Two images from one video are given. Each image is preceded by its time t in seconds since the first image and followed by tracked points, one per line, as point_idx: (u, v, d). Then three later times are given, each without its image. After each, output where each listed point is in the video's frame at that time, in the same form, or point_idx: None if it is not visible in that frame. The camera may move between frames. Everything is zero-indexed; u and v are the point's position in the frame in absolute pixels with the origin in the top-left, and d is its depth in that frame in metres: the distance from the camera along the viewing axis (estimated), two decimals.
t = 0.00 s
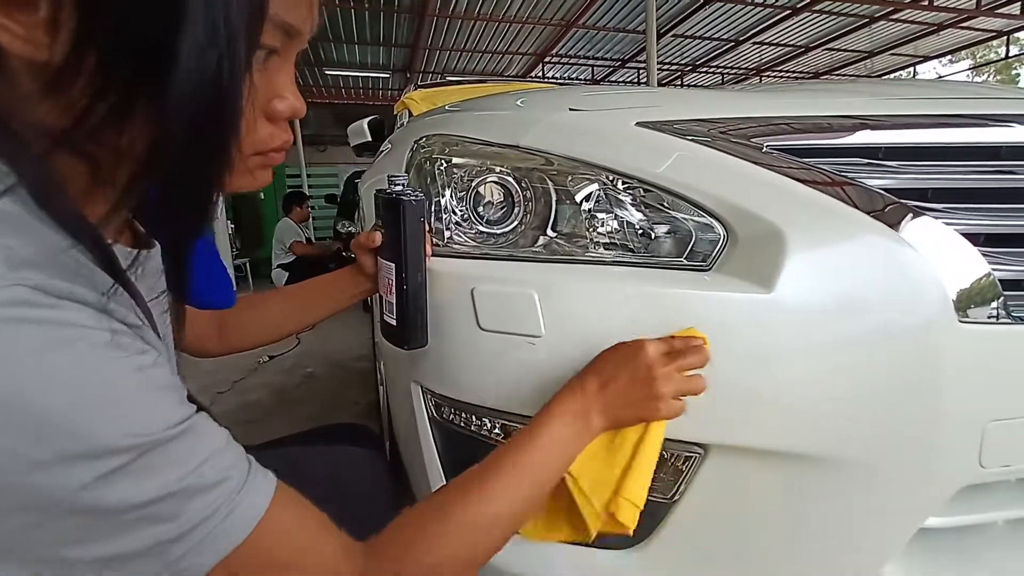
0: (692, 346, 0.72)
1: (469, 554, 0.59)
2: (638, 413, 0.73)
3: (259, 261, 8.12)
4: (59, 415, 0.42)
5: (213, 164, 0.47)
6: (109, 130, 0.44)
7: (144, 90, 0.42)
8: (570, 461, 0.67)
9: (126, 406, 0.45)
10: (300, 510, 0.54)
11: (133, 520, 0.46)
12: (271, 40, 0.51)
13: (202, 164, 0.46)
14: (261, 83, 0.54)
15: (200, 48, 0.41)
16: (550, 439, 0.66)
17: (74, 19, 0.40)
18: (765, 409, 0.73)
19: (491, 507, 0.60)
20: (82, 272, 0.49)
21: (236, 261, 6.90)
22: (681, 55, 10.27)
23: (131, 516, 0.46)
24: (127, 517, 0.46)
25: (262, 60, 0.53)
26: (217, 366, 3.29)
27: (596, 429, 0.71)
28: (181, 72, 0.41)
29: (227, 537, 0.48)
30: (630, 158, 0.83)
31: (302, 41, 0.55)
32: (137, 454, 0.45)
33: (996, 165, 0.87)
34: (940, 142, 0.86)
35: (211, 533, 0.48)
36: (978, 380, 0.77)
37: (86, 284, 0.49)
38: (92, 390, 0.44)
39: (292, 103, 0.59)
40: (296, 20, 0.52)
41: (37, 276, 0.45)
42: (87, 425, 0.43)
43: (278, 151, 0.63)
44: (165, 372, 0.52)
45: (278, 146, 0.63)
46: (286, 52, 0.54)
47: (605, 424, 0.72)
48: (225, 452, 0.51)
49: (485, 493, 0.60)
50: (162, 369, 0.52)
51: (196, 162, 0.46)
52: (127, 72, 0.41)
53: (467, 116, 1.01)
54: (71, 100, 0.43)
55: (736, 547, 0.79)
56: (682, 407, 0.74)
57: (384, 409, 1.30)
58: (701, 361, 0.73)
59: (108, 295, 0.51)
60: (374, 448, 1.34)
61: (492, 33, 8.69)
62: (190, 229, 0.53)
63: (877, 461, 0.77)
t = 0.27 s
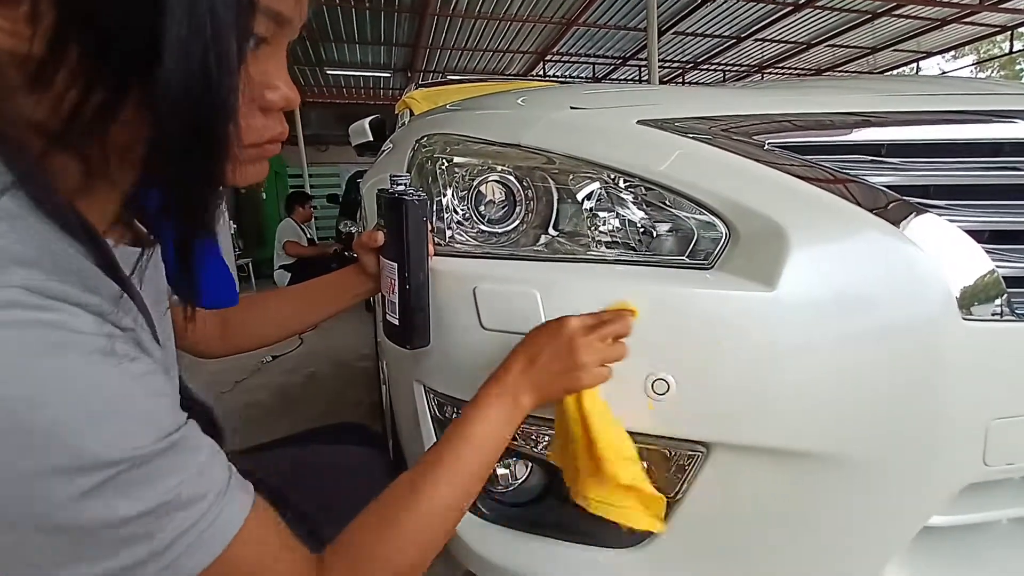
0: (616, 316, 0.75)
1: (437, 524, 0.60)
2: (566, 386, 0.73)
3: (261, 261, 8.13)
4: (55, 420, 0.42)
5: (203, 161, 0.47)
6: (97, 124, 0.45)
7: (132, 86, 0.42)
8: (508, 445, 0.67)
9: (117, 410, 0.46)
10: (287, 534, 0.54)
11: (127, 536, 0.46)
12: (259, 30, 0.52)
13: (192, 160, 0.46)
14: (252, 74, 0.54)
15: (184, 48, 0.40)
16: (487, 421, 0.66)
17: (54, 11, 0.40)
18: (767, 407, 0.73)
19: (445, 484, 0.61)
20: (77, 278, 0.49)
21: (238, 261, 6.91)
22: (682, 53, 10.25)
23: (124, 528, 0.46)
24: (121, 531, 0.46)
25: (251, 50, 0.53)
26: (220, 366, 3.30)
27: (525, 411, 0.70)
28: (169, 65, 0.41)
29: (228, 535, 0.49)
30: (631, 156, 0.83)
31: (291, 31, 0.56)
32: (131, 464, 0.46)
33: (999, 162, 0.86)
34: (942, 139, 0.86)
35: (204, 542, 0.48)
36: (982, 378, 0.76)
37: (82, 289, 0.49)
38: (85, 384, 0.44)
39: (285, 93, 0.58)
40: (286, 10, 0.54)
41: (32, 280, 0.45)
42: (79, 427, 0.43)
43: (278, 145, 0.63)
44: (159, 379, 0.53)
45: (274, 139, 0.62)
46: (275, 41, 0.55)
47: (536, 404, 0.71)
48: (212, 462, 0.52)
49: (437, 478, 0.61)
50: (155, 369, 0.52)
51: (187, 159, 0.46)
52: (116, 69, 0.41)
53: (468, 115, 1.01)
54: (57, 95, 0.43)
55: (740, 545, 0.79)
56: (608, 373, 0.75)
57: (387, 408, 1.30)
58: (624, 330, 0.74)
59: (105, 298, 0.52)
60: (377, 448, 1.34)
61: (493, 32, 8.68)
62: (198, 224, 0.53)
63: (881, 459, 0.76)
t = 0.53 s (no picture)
0: (622, 299, 0.76)
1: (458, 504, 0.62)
2: (570, 372, 0.75)
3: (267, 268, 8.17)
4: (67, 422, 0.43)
5: (206, 173, 0.48)
6: (104, 140, 0.46)
7: (137, 101, 0.43)
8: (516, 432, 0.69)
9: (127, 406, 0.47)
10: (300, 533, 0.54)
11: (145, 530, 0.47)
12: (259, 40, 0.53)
13: (197, 172, 0.47)
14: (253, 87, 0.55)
15: (188, 62, 0.41)
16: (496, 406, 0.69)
17: (60, 32, 0.41)
18: (770, 414, 0.74)
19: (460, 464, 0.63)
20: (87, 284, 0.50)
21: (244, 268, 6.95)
22: (686, 58, 10.27)
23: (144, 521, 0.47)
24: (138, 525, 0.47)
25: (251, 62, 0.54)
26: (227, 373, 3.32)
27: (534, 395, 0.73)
28: (171, 79, 0.41)
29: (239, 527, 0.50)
30: (634, 166, 0.84)
31: (292, 42, 0.57)
32: (144, 459, 0.47)
33: (1001, 170, 0.87)
34: (944, 148, 0.86)
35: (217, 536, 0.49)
36: (985, 385, 0.77)
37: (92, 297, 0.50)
38: (92, 392, 0.45)
39: (287, 104, 0.59)
40: (287, 21, 0.55)
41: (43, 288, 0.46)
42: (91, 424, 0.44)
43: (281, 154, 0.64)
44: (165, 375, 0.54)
45: (278, 149, 0.63)
46: (277, 53, 0.56)
47: (542, 389, 0.74)
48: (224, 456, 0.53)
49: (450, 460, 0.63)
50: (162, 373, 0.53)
51: (192, 171, 0.47)
52: (122, 86, 0.42)
53: (472, 125, 1.02)
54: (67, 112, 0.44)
55: (744, 552, 0.79)
56: (614, 357, 0.77)
57: (393, 415, 1.31)
58: (630, 312, 0.76)
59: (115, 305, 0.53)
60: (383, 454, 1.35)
61: (497, 39, 8.73)
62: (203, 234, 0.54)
63: (884, 466, 0.76)
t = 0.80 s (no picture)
0: (738, 308, 0.74)
1: (507, 488, 0.58)
2: (670, 368, 0.72)
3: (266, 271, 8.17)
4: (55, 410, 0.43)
5: (202, 177, 0.48)
6: (100, 145, 0.46)
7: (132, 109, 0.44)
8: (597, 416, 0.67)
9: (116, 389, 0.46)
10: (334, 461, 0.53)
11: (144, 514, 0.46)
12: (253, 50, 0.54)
13: (192, 176, 0.48)
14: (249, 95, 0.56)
15: (184, 68, 0.41)
16: (590, 383, 0.68)
17: (53, 39, 0.41)
18: (767, 418, 0.74)
19: (541, 439, 0.61)
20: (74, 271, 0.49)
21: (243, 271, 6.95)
22: (684, 63, 10.30)
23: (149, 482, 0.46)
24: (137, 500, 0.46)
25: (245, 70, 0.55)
26: (225, 376, 3.31)
27: (628, 384, 0.72)
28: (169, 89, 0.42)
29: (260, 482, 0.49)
30: (632, 171, 0.85)
31: (284, 49, 0.58)
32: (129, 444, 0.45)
33: (996, 176, 0.87)
34: (940, 153, 0.87)
35: (226, 491, 0.48)
36: (981, 389, 0.77)
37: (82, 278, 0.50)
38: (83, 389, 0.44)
39: (279, 110, 0.60)
40: (279, 28, 0.55)
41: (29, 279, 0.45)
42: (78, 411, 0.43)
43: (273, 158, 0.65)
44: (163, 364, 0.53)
45: (269, 154, 0.64)
46: (269, 61, 0.57)
47: (636, 378, 0.72)
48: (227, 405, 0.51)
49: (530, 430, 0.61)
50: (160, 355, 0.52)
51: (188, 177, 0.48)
52: (117, 95, 0.43)
53: (472, 130, 1.03)
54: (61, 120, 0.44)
55: (741, 555, 0.80)
56: (717, 365, 0.72)
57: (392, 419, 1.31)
58: (742, 323, 0.73)
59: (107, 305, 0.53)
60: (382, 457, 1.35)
61: (496, 43, 8.75)
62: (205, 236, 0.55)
63: (881, 470, 0.77)
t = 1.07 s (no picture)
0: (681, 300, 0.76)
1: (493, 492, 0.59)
2: (635, 368, 0.73)
3: (263, 270, 8.15)
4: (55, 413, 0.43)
5: (200, 169, 0.48)
6: (99, 137, 0.46)
7: (131, 96, 0.44)
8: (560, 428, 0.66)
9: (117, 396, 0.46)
10: (330, 498, 0.54)
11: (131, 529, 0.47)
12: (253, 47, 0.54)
13: (192, 169, 0.47)
14: (248, 91, 0.56)
15: (185, 54, 0.42)
16: (547, 394, 0.66)
17: (61, 32, 0.41)
18: (766, 419, 0.74)
19: (517, 441, 0.61)
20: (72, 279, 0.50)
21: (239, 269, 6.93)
22: (682, 65, 10.32)
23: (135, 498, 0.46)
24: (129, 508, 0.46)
25: (245, 66, 0.55)
26: (221, 374, 3.30)
27: (589, 388, 0.70)
28: (169, 78, 0.42)
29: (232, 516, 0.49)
30: (632, 171, 0.84)
31: (285, 44, 0.59)
32: (131, 441, 0.45)
33: (995, 178, 0.88)
34: (939, 155, 0.87)
35: (215, 515, 0.48)
36: (980, 390, 0.77)
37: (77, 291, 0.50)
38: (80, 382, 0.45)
39: (279, 106, 0.60)
40: (281, 23, 0.56)
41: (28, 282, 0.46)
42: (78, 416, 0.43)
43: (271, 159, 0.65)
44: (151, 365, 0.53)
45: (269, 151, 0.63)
46: (269, 57, 0.57)
47: (598, 384, 0.72)
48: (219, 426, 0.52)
49: (481, 448, 0.60)
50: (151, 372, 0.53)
51: (187, 169, 0.47)
52: (117, 79, 0.43)
53: (472, 129, 1.03)
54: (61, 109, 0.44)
55: (739, 555, 0.80)
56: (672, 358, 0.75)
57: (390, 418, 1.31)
58: (686, 314, 0.76)
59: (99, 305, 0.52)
60: (379, 456, 1.35)
61: (495, 43, 8.75)
62: (190, 225, 0.53)
63: (880, 471, 0.77)
